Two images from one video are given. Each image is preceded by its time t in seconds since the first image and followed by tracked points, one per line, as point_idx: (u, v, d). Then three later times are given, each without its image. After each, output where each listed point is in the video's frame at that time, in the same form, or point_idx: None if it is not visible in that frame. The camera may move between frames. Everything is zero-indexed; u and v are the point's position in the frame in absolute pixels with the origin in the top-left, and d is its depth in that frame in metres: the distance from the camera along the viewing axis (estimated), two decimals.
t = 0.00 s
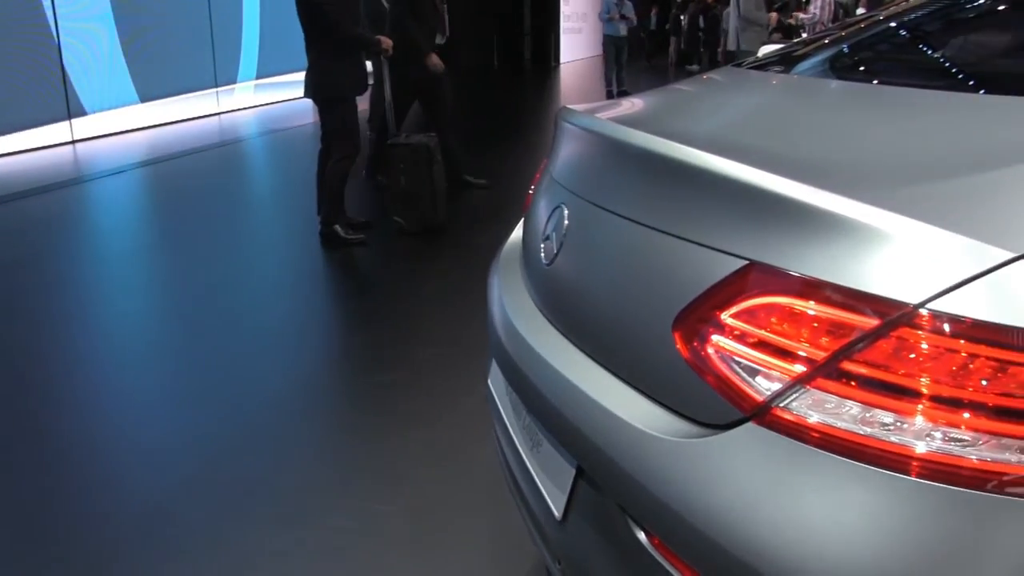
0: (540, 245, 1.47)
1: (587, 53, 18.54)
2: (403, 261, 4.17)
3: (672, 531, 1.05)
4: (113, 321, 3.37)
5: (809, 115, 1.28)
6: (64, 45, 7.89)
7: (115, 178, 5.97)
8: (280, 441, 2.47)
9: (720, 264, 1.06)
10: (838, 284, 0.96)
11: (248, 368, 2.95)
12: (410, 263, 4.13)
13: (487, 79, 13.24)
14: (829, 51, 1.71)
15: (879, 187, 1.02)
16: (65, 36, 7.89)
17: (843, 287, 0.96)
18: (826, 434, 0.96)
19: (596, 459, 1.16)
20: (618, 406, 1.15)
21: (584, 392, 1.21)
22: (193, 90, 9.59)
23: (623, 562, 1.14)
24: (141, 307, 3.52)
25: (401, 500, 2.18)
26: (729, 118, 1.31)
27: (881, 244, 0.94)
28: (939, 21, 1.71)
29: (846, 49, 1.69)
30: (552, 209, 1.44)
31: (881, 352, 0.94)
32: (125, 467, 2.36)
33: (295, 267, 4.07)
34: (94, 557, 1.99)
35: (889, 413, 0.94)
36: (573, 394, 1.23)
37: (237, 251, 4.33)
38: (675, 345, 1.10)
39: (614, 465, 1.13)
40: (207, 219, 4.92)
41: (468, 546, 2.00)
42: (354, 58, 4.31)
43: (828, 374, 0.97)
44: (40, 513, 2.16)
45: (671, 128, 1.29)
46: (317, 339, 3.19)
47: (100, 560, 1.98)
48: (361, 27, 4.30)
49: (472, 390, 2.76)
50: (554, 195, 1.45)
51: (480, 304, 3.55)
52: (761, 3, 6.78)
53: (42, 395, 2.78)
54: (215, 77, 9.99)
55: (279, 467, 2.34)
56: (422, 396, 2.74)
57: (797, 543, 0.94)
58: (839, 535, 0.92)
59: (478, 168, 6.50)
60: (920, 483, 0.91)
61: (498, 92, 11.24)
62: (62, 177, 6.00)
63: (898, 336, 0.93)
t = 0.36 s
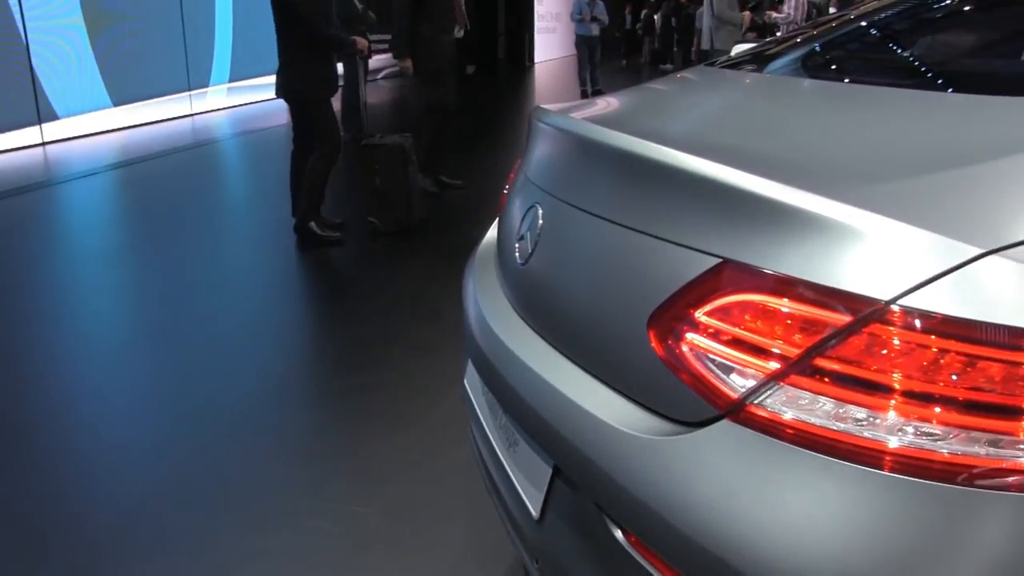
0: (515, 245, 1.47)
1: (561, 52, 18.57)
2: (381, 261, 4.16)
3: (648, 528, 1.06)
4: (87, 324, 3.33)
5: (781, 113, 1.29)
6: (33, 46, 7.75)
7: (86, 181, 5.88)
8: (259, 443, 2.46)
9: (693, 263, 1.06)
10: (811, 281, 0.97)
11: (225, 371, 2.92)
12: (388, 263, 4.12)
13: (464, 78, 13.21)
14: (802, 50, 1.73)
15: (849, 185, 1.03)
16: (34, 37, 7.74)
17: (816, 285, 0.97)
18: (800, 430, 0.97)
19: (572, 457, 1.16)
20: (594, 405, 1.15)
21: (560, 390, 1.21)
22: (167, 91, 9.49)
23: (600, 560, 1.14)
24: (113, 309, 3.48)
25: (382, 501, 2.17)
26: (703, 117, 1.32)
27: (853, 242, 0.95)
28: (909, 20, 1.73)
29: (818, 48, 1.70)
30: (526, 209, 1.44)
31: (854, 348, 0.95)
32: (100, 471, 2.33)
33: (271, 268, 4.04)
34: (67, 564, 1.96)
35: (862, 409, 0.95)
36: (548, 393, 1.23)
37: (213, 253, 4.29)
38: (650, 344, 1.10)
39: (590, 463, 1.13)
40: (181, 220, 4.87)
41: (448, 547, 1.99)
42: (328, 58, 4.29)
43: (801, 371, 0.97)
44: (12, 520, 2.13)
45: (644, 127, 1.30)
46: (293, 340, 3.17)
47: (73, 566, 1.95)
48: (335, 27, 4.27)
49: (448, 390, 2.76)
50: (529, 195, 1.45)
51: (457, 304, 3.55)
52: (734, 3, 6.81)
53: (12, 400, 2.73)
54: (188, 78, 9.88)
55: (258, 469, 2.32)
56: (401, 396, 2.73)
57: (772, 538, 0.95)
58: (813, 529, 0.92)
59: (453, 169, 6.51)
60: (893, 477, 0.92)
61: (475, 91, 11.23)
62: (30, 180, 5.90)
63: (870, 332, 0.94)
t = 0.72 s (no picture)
0: (491, 245, 1.47)
1: (538, 52, 18.55)
2: (361, 262, 4.14)
3: (626, 525, 1.06)
4: (61, 328, 3.28)
5: (755, 112, 1.30)
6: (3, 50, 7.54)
7: (59, 184, 5.80)
8: (238, 446, 2.44)
9: (670, 261, 1.07)
10: (786, 279, 0.98)
11: (203, 373, 2.90)
12: (367, 264, 4.10)
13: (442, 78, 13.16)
14: (776, 49, 1.74)
15: (821, 183, 1.04)
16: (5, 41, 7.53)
17: (791, 282, 0.97)
18: (777, 427, 0.98)
19: (551, 457, 1.16)
20: (572, 404, 1.16)
21: (538, 390, 1.21)
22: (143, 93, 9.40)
23: (580, 558, 1.14)
24: (88, 313, 3.43)
25: (362, 503, 2.16)
26: (679, 115, 1.32)
27: (829, 239, 0.96)
28: (881, 20, 1.74)
29: (793, 46, 1.72)
30: (503, 208, 1.44)
31: (828, 345, 0.96)
32: (76, 476, 2.30)
33: (248, 269, 4.01)
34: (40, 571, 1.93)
35: (837, 405, 0.96)
36: (527, 393, 1.23)
37: (190, 254, 4.25)
38: (627, 343, 1.11)
39: (569, 463, 1.13)
40: (157, 222, 4.82)
41: (427, 548, 1.99)
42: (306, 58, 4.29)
43: (777, 367, 0.98)
44: None
45: (620, 126, 1.30)
46: (271, 342, 3.15)
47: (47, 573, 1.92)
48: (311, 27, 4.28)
49: (427, 391, 2.75)
50: (505, 195, 1.45)
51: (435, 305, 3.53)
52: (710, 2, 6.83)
53: None
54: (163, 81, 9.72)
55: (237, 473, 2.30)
56: (380, 398, 2.71)
57: (750, 534, 0.95)
58: (791, 525, 0.93)
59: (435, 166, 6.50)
60: (868, 472, 0.93)
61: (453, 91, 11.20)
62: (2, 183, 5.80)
63: (845, 328, 0.95)
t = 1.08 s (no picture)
0: (466, 245, 1.47)
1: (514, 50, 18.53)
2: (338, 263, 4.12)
3: (602, 523, 1.06)
4: (32, 332, 3.23)
5: (727, 110, 1.31)
6: None
7: (28, 186, 5.70)
8: (214, 450, 2.42)
9: (644, 259, 1.07)
10: (759, 275, 0.98)
11: (179, 377, 2.87)
12: (344, 266, 4.08)
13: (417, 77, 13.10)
14: (747, 48, 1.75)
15: (791, 181, 1.05)
16: None
17: (763, 279, 0.98)
18: (751, 423, 0.98)
19: (527, 455, 1.16)
20: (548, 403, 1.16)
21: (514, 389, 1.21)
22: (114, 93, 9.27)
23: (557, 557, 1.15)
24: (58, 317, 3.38)
25: (341, 506, 2.15)
26: (653, 114, 1.32)
27: (801, 236, 0.97)
28: (850, 20, 1.75)
29: (764, 45, 1.73)
30: (477, 208, 1.44)
31: (800, 341, 0.97)
32: (49, 483, 2.27)
33: (223, 271, 3.97)
34: None
35: (811, 400, 0.97)
36: (503, 393, 1.23)
37: (164, 257, 4.20)
38: (602, 341, 1.11)
39: (545, 461, 1.13)
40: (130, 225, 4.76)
41: (404, 551, 1.98)
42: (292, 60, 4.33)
43: (750, 364, 0.99)
44: None
45: (593, 125, 1.31)
46: (246, 344, 3.12)
47: None
48: (297, 30, 4.33)
49: (403, 392, 2.74)
50: (479, 195, 1.45)
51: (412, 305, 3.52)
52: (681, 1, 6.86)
53: None
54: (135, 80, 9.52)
55: (215, 477, 2.28)
56: (357, 400, 2.70)
57: (727, 531, 0.96)
58: (767, 520, 0.94)
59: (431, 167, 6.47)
60: (841, 466, 0.94)
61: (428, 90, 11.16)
62: None
63: (817, 324, 0.96)
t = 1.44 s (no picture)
0: (436, 246, 1.46)
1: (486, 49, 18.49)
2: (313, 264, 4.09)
3: (573, 520, 1.07)
4: None
5: (694, 108, 1.32)
6: None
7: None
8: (187, 457, 2.38)
9: (614, 258, 1.07)
10: (728, 273, 0.99)
11: (149, 382, 2.82)
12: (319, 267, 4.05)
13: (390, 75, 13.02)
14: (717, 46, 1.76)
15: (756, 179, 1.06)
16: None
17: (733, 277, 0.99)
18: (722, 420, 0.99)
19: (499, 455, 1.16)
20: (520, 402, 1.16)
21: (486, 389, 1.21)
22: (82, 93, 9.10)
23: (530, 556, 1.14)
24: (24, 323, 3.31)
25: (318, 511, 2.13)
26: (623, 113, 1.33)
27: (772, 235, 0.97)
28: (817, 18, 1.77)
29: (732, 44, 1.74)
30: (446, 208, 1.43)
31: (769, 337, 0.97)
32: (16, 494, 2.21)
33: (195, 272, 3.92)
34: None
35: (781, 396, 0.97)
36: (474, 393, 1.23)
37: (133, 260, 4.13)
38: (573, 340, 1.11)
39: (516, 461, 1.13)
40: (99, 227, 4.68)
41: (378, 555, 1.98)
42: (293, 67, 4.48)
43: (721, 362, 1.00)
44: None
45: (564, 125, 1.31)
46: (219, 347, 3.08)
47: None
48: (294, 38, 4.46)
49: (377, 394, 2.73)
50: (449, 195, 1.44)
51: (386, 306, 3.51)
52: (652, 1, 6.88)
53: None
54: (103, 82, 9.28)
55: (187, 485, 2.25)
56: (331, 402, 2.68)
57: (700, 527, 0.96)
58: (738, 516, 0.95)
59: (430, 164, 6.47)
60: (811, 461, 0.95)
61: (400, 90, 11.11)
62: None
63: (785, 321, 0.96)
